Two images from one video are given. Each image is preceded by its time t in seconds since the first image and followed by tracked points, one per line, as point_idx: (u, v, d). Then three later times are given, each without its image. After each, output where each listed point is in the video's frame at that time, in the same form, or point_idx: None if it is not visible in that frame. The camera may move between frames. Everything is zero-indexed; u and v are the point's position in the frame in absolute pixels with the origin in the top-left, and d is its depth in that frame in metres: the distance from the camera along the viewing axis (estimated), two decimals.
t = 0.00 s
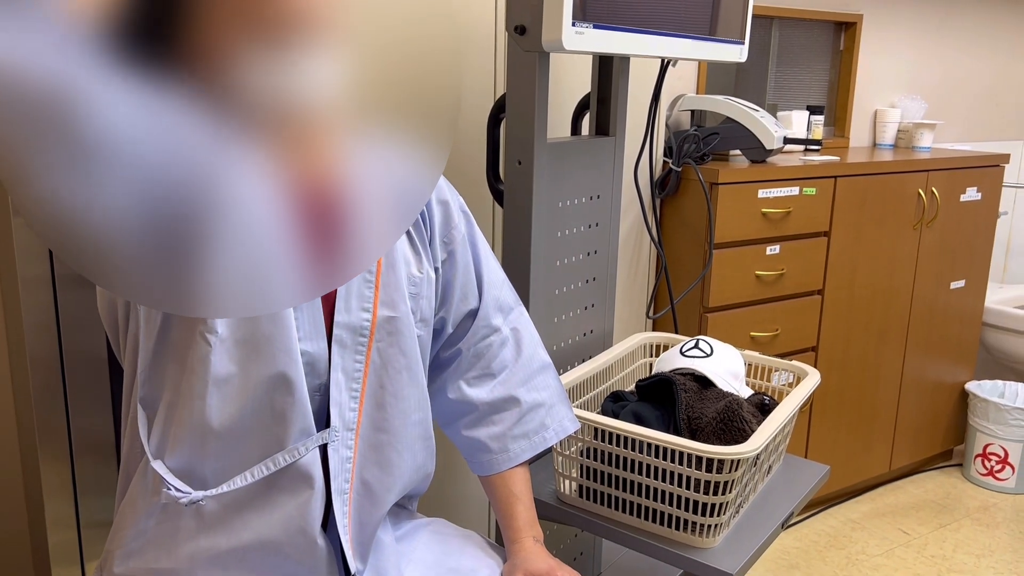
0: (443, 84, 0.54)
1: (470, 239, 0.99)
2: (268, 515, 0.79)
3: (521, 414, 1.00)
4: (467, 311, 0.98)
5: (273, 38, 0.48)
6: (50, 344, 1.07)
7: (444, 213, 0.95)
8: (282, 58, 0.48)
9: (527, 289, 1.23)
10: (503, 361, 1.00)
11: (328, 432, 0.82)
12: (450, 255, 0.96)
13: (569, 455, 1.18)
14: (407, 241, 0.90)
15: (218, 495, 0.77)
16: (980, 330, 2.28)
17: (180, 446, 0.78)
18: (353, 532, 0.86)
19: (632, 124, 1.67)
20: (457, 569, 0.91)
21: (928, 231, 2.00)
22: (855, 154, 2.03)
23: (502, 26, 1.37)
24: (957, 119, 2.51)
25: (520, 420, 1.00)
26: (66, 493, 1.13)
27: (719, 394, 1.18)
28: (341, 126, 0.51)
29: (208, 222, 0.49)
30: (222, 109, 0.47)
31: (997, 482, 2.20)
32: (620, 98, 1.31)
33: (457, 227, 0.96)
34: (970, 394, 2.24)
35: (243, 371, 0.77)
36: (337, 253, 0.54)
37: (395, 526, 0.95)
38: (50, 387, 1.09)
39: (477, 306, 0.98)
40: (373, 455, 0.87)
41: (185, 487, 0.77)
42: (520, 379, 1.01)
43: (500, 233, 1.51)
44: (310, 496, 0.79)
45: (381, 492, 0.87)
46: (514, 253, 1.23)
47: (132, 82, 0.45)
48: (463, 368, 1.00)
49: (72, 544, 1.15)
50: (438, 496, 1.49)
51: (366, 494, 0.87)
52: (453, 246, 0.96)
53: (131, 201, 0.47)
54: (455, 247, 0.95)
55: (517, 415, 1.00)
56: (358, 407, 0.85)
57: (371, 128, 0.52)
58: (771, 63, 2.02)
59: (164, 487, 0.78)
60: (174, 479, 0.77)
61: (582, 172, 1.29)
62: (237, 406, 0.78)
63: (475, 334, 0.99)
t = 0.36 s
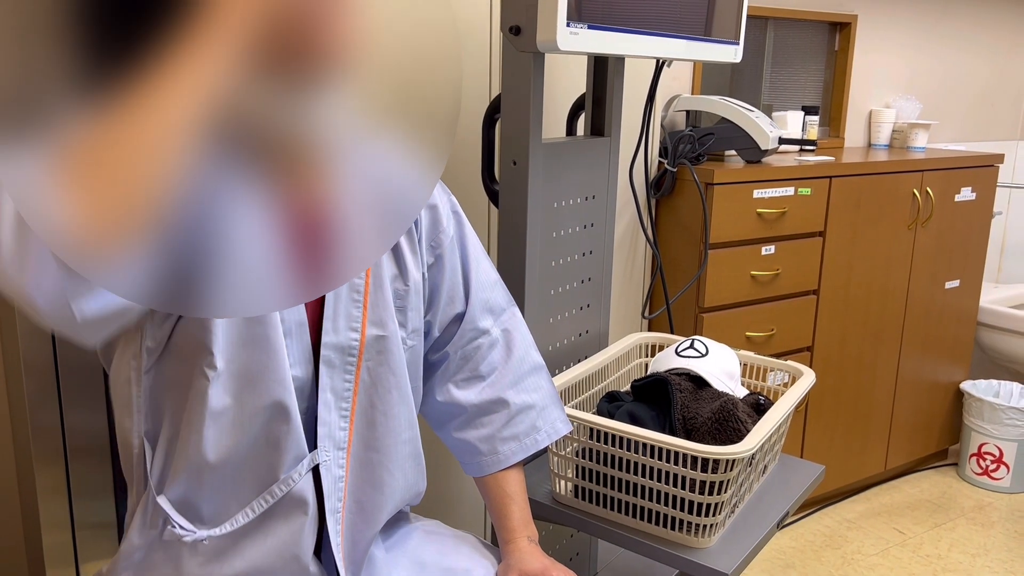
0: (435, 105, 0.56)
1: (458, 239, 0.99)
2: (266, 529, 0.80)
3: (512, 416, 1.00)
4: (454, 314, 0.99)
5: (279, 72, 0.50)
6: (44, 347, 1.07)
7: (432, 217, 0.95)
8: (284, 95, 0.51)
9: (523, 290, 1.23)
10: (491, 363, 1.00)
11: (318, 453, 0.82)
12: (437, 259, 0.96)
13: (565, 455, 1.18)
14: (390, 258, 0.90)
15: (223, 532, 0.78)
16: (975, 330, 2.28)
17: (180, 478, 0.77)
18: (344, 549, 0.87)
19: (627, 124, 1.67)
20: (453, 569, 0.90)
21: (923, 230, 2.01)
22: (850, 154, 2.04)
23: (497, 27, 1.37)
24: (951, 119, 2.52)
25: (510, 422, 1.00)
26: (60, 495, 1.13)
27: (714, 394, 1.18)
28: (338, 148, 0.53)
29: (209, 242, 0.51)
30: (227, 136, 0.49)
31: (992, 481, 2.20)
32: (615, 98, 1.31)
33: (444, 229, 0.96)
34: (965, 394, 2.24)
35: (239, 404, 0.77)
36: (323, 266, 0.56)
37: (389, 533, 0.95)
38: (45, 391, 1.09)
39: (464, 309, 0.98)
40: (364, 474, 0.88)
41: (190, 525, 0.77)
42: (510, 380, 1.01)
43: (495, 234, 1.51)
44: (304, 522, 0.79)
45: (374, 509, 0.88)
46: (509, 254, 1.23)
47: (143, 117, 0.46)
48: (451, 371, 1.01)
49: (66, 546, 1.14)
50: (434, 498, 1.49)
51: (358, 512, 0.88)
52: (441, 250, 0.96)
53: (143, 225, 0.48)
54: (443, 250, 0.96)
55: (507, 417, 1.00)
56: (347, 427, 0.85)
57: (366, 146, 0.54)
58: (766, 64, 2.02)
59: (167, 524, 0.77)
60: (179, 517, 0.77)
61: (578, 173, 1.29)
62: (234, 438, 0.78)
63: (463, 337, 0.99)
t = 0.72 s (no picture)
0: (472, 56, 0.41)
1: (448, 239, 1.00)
2: (265, 544, 0.81)
3: (505, 416, 1.00)
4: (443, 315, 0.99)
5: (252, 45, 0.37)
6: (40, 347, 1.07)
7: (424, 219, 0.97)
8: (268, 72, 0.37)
9: (519, 291, 1.23)
10: (483, 363, 1.01)
11: (315, 462, 0.82)
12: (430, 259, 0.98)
13: (561, 455, 1.18)
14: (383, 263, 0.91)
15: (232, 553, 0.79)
16: (970, 329, 2.29)
17: (185, 507, 0.77)
18: (345, 556, 0.87)
19: (623, 124, 1.67)
20: (449, 569, 0.90)
21: (918, 230, 2.02)
22: (845, 154, 2.04)
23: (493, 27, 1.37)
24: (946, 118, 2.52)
25: (502, 422, 1.00)
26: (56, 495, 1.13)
27: (710, 394, 1.18)
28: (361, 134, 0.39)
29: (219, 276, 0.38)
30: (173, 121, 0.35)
31: (987, 480, 2.21)
32: (611, 98, 1.31)
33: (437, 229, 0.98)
34: (960, 393, 2.25)
35: (240, 432, 0.77)
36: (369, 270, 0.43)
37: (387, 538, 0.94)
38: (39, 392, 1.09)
39: (455, 310, 0.99)
40: (364, 483, 0.88)
41: (201, 550, 0.77)
42: (503, 380, 1.01)
43: (491, 235, 1.51)
44: (304, 541, 0.82)
45: (372, 517, 0.88)
46: (505, 255, 1.23)
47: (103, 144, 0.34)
48: (443, 372, 1.01)
49: (62, 547, 1.14)
50: (430, 498, 1.49)
51: (359, 521, 0.88)
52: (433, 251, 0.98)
53: (125, 266, 0.36)
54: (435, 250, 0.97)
55: (500, 417, 1.00)
56: (345, 436, 0.86)
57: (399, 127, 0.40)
58: (761, 64, 2.02)
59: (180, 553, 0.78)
60: (189, 543, 0.77)
61: (574, 173, 1.29)
62: (237, 466, 0.78)
63: (454, 337, 1.00)
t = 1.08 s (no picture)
0: (444, 72, 0.49)
1: (443, 236, 1.00)
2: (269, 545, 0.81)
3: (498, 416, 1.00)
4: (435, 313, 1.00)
5: (247, 55, 0.44)
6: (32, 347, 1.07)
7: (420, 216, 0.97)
8: (260, 81, 0.45)
9: (514, 289, 1.24)
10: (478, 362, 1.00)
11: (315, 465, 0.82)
12: (426, 257, 0.98)
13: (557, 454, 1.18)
14: (383, 265, 0.92)
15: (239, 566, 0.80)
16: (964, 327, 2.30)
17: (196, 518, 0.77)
18: (343, 558, 0.87)
19: (618, 123, 1.67)
20: (445, 569, 0.90)
21: (912, 229, 2.02)
22: (840, 154, 2.04)
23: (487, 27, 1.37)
24: (940, 117, 2.53)
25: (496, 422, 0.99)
26: (49, 497, 1.12)
27: (705, 393, 1.18)
28: (338, 139, 0.47)
29: (215, 271, 0.45)
30: (186, 132, 0.43)
31: (981, 478, 2.22)
32: (605, 98, 1.31)
33: (432, 227, 0.98)
34: (954, 391, 2.26)
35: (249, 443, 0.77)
36: (346, 277, 0.50)
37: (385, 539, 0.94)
38: (35, 391, 1.09)
39: (447, 309, 1.00)
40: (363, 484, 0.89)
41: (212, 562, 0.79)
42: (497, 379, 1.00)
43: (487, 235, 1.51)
44: (307, 547, 0.81)
45: (372, 519, 0.89)
46: (500, 255, 1.23)
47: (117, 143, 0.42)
48: (438, 370, 1.01)
49: (56, 548, 1.14)
50: (426, 498, 1.49)
51: (359, 523, 0.89)
52: (428, 249, 0.99)
53: (142, 267, 0.43)
54: (431, 248, 0.98)
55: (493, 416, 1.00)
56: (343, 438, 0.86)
57: (366, 132, 0.47)
58: (756, 63, 2.03)
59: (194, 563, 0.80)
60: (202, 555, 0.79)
61: (569, 172, 1.29)
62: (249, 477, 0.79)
63: (446, 335, 1.00)
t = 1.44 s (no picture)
0: (432, 96, 0.57)
1: (441, 233, 1.00)
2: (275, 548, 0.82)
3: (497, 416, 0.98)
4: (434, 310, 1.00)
5: (257, 73, 0.51)
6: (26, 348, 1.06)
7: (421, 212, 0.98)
8: (268, 94, 0.51)
9: (510, 289, 1.23)
10: (476, 360, 0.99)
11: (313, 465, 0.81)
12: (424, 254, 0.99)
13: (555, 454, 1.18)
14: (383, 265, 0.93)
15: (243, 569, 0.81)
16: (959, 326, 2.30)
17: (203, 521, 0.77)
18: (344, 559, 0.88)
19: (613, 122, 1.67)
20: (443, 569, 0.89)
21: (907, 228, 2.03)
22: (835, 152, 2.05)
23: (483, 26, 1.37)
24: (935, 116, 2.54)
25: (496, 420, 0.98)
26: (43, 498, 1.12)
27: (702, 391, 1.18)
28: (344, 152, 0.54)
29: (236, 265, 0.52)
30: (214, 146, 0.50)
31: (976, 475, 2.23)
32: (601, 97, 1.31)
33: (431, 223, 0.99)
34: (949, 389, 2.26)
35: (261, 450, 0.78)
36: (348, 271, 0.57)
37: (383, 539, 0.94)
38: (29, 389, 1.08)
39: (446, 306, 0.99)
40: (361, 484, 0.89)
41: (217, 566, 0.80)
42: (496, 378, 0.99)
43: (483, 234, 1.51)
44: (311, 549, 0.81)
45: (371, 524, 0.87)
46: (497, 254, 1.23)
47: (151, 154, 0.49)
48: (436, 368, 1.01)
49: (50, 550, 1.14)
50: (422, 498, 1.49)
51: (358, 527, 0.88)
52: (427, 245, 0.99)
53: (175, 263, 0.50)
54: (429, 244, 0.99)
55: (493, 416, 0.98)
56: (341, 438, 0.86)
57: (368, 147, 0.55)
58: (751, 62, 2.03)
59: (196, 565, 0.80)
60: (206, 559, 0.79)
61: (565, 171, 1.29)
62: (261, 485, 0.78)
63: (446, 332, 1.00)
